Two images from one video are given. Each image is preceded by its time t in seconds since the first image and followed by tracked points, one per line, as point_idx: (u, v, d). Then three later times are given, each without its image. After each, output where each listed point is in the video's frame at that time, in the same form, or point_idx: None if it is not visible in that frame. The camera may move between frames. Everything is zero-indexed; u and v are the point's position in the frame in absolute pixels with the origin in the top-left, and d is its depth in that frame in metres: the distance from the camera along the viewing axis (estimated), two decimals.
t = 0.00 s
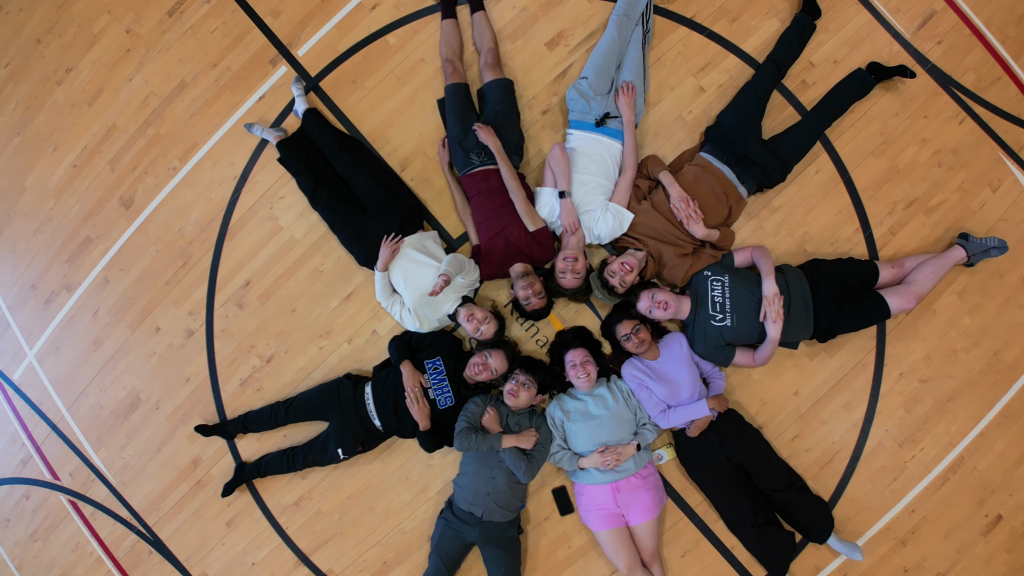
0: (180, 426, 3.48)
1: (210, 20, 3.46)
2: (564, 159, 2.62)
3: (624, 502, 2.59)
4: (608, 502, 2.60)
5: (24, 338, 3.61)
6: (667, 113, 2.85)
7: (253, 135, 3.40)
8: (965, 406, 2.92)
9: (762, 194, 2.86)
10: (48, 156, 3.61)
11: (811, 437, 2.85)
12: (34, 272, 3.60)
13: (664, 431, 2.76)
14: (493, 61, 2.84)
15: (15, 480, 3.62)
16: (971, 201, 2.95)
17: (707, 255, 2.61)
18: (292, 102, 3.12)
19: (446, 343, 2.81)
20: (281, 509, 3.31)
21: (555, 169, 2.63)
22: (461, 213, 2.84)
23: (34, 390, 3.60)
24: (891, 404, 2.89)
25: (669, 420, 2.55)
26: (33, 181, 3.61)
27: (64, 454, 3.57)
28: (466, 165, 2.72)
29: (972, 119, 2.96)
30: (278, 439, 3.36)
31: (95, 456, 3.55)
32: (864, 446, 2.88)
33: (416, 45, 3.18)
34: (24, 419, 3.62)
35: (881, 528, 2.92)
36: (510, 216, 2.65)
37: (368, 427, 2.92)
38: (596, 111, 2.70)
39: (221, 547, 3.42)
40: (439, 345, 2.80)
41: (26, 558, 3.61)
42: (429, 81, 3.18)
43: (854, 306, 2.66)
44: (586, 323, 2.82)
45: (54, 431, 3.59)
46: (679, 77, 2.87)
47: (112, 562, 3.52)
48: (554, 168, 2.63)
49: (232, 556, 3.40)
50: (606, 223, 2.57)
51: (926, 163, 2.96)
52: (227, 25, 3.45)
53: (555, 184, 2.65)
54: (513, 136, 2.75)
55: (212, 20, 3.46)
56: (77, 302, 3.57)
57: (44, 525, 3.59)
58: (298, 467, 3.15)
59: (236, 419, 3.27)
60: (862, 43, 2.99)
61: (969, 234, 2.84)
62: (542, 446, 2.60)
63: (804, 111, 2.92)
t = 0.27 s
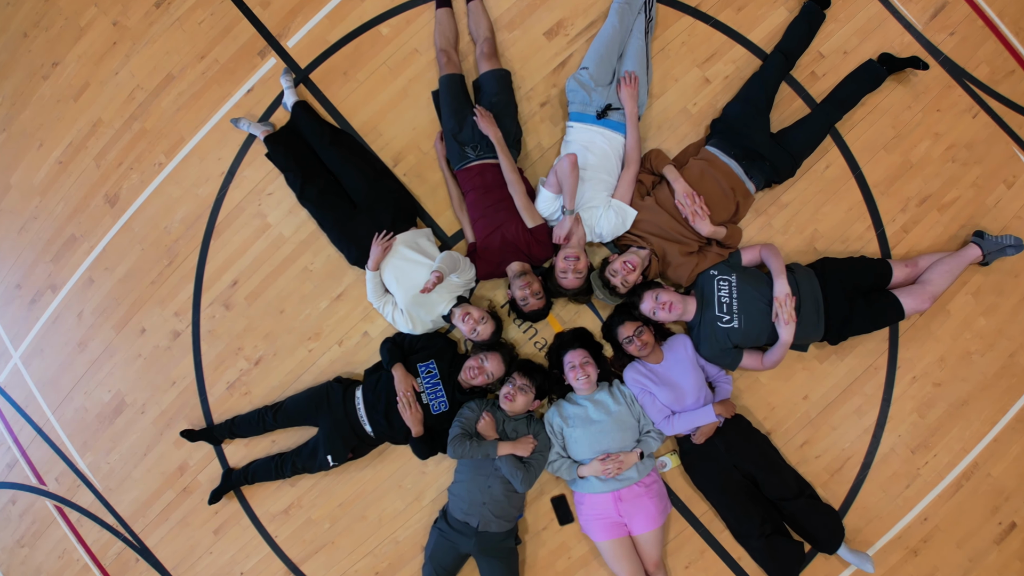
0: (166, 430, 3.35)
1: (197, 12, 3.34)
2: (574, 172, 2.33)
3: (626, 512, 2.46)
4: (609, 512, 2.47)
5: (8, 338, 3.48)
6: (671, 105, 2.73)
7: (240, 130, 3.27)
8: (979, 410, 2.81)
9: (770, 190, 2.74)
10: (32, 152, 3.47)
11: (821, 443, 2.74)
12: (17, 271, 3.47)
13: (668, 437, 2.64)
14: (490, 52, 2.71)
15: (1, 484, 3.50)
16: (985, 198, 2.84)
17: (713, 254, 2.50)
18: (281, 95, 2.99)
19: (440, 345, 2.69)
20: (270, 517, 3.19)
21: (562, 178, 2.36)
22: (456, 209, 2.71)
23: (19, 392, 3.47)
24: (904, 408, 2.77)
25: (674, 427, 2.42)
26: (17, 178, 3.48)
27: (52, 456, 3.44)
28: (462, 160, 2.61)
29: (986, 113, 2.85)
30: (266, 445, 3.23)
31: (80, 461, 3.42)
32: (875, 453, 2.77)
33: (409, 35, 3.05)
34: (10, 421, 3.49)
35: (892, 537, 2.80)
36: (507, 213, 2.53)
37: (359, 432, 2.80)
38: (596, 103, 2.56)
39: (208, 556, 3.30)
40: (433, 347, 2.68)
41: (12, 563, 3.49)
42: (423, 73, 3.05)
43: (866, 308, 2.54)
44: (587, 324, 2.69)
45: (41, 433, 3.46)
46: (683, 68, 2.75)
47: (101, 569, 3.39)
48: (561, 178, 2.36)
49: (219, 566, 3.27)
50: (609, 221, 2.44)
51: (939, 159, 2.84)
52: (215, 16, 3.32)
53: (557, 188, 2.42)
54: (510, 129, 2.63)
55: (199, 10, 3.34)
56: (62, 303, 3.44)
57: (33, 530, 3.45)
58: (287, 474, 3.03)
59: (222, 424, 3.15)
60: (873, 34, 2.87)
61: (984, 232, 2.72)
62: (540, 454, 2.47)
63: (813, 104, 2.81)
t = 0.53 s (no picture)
0: (152, 435, 3.23)
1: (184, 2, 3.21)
2: (571, 185, 2.11)
3: (628, 522, 2.34)
4: (611, 523, 2.35)
5: None
6: (676, 96, 2.61)
7: (227, 124, 3.14)
8: (995, 415, 2.69)
9: (779, 185, 2.63)
10: (17, 148, 3.34)
11: (832, 449, 2.63)
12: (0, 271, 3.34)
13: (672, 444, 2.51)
14: (486, 41, 2.58)
15: None
16: (1001, 194, 2.72)
17: (720, 251, 2.36)
18: (269, 86, 2.86)
19: (435, 347, 2.56)
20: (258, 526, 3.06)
21: (560, 191, 2.15)
22: (451, 205, 2.58)
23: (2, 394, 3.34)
24: (917, 412, 2.66)
25: (679, 434, 2.30)
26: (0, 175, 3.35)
27: (37, 460, 3.31)
28: (456, 154, 2.48)
29: (1002, 105, 2.73)
30: (255, 451, 3.11)
31: (65, 466, 3.29)
32: (888, 459, 2.65)
33: (402, 24, 2.91)
34: None
35: (905, 547, 2.69)
36: (504, 209, 2.40)
37: (349, 439, 2.68)
38: (598, 93, 2.43)
39: (195, 565, 3.17)
40: (427, 349, 2.55)
41: None
42: (417, 63, 2.91)
43: (880, 308, 2.43)
44: (587, 326, 2.57)
45: (26, 437, 3.33)
46: (688, 58, 2.62)
47: None
48: (559, 189, 2.15)
49: None
50: (610, 218, 2.31)
51: (953, 153, 2.73)
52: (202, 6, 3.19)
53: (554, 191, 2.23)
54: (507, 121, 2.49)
55: None
56: (46, 304, 3.31)
57: (18, 536, 3.33)
58: (275, 481, 2.90)
59: (209, 429, 3.02)
60: (885, 23, 2.75)
61: (1000, 230, 2.61)
62: (538, 462, 2.35)
63: (824, 95, 2.69)
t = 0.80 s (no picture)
0: (136, 440, 3.10)
1: None
2: (571, 189, 2.00)
3: (631, 534, 2.22)
4: (612, 534, 2.22)
5: None
6: (681, 86, 2.47)
7: (212, 117, 3.01)
8: (1013, 420, 2.57)
9: (788, 180, 2.51)
10: None
11: (843, 456, 2.51)
12: None
13: (677, 451, 2.39)
14: (481, 28, 2.45)
15: None
16: (1018, 189, 2.60)
17: (728, 249, 2.24)
18: (256, 76, 2.72)
19: (427, 349, 2.43)
20: (246, 534, 2.94)
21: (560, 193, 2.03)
22: (445, 200, 2.45)
23: None
24: (932, 417, 2.54)
25: (684, 441, 2.18)
26: None
27: (21, 465, 3.18)
28: (450, 147, 2.35)
29: (1019, 98, 2.61)
30: (241, 456, 2.98)
31: (49, 470, 3.16)
32: (902, 465, 2.54)
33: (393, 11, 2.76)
34: None
35: (919, 557, 2.57)
36: (500, 204, 2.28)
37: (338, 445, 2.56)
38: (599, 83, 2.30)
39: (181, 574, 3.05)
40: (419, 352, 2.42)
41: None
42: (410, 52, 2.75)
43: (896, 309, 2.31)
44: (588, 327, 2.45)
45: (8, 441, 3.19)
46: (693, 47, 2.49)
47: None
48: (558, 191, 2.04)
49: None
50: (612, 214, 2.18)
51: (969, 146, 2.61)
52: None
53: (553, 188, 2.10)
54: (503, 112, 2.36)
55: None
56: (28, 304, 3.18)
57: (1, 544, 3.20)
58: (262, 489, 2.78)
59: (194, 433, 2.90)
60: (898, 11, 2.62)
61: (1018, 227, 2.50)
62: (536, 470, 2.23)
63: (834, 86, 2.57)
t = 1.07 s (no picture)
0: (118, 445, 2.97)
1: None
2: (570, 181, 1.89)
3: (633, 547, 2.10)
4: (614, 547, 2.10)
5: None
6: (686, 75, 2.34)
7: (196, 110, 2.88)
8: None
9: (798, 174, 2.39)
10: None
11: (856, 464, 2.40)
12: None
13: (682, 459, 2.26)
14: (476, 14, 2.31)
15: None
16: None
17: (737, 246, 2.10)
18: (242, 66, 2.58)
19: (419, 351, 2.31)
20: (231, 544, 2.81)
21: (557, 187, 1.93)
22: (438, 195, 2.33)
23: None
24: (948, 423, 2.42)
25: (690, 449, 2.06)
26: None
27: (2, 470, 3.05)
28: (442, 139, 2.22)
29: None
30: (227, 463, 2.86)
31: (32, 475, 3.03)
32: (916, 472, 2.42)
33: None
34: None
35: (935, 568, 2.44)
36: (496, 199, 2.15)
37: (325, 452, 2.44)
38: (600, 70, 2.16)
39: None
40: (411, 355, 2.30)
41: None
42: (401, 40, 2.61)
43: (912, 309, 2.20)
44: (588, 328, 2.32)
45: None
46: (698, 33, 2.35)
47: None
48: (556, 186, 1.93)
49: None
50: (614, 208, 2.05)
51: (985, 139, 2.47)
52: None
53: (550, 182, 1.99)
54: (499, 101, 2.23)
55: None
56: (9, 303, 3.05)
57: None
58: (247, 497, 2.66)
59: (177, 439, 2.77)
60: None
61: None
62: (534, 480, 2.11)
63: (846, 76, 2.46)
